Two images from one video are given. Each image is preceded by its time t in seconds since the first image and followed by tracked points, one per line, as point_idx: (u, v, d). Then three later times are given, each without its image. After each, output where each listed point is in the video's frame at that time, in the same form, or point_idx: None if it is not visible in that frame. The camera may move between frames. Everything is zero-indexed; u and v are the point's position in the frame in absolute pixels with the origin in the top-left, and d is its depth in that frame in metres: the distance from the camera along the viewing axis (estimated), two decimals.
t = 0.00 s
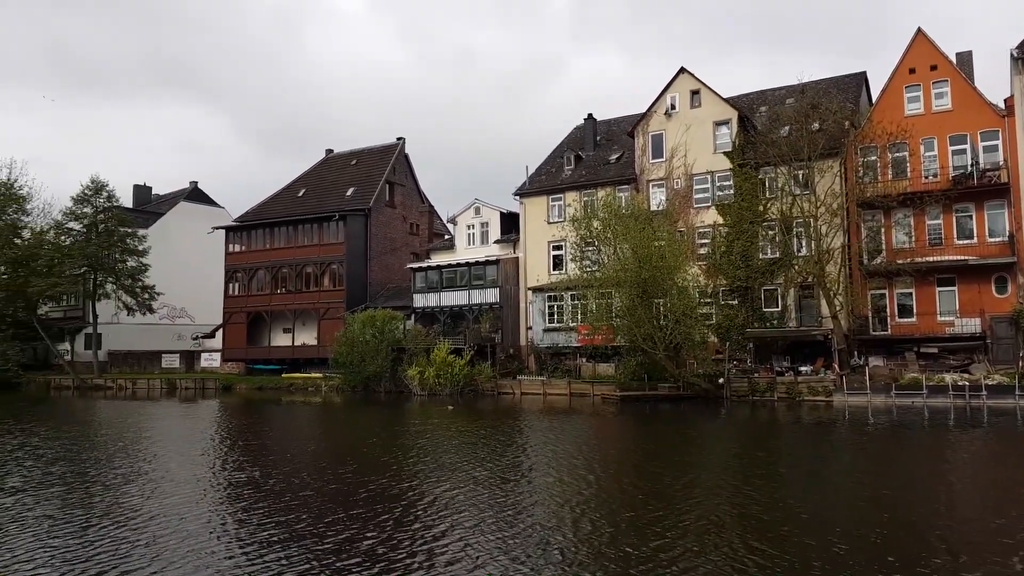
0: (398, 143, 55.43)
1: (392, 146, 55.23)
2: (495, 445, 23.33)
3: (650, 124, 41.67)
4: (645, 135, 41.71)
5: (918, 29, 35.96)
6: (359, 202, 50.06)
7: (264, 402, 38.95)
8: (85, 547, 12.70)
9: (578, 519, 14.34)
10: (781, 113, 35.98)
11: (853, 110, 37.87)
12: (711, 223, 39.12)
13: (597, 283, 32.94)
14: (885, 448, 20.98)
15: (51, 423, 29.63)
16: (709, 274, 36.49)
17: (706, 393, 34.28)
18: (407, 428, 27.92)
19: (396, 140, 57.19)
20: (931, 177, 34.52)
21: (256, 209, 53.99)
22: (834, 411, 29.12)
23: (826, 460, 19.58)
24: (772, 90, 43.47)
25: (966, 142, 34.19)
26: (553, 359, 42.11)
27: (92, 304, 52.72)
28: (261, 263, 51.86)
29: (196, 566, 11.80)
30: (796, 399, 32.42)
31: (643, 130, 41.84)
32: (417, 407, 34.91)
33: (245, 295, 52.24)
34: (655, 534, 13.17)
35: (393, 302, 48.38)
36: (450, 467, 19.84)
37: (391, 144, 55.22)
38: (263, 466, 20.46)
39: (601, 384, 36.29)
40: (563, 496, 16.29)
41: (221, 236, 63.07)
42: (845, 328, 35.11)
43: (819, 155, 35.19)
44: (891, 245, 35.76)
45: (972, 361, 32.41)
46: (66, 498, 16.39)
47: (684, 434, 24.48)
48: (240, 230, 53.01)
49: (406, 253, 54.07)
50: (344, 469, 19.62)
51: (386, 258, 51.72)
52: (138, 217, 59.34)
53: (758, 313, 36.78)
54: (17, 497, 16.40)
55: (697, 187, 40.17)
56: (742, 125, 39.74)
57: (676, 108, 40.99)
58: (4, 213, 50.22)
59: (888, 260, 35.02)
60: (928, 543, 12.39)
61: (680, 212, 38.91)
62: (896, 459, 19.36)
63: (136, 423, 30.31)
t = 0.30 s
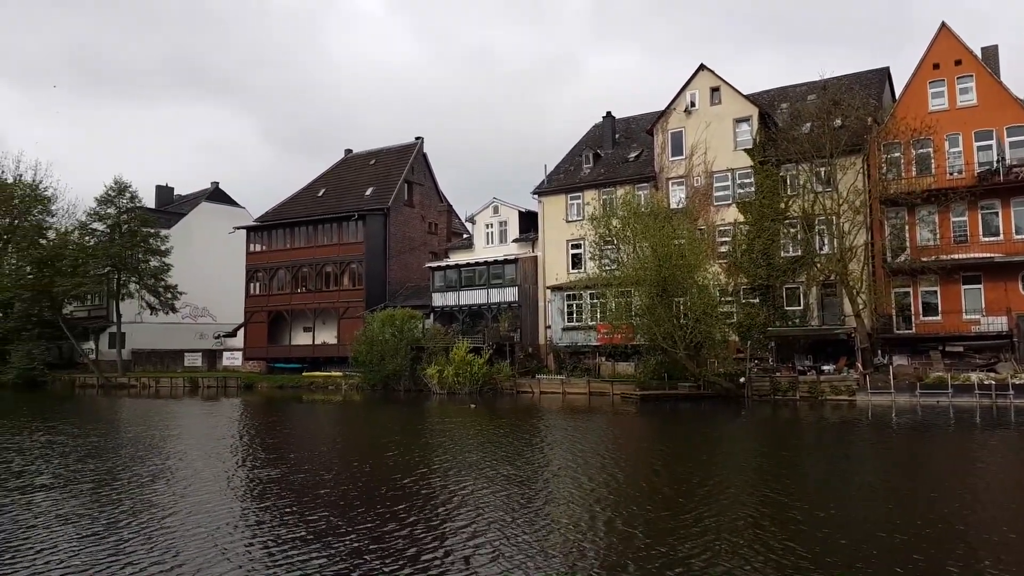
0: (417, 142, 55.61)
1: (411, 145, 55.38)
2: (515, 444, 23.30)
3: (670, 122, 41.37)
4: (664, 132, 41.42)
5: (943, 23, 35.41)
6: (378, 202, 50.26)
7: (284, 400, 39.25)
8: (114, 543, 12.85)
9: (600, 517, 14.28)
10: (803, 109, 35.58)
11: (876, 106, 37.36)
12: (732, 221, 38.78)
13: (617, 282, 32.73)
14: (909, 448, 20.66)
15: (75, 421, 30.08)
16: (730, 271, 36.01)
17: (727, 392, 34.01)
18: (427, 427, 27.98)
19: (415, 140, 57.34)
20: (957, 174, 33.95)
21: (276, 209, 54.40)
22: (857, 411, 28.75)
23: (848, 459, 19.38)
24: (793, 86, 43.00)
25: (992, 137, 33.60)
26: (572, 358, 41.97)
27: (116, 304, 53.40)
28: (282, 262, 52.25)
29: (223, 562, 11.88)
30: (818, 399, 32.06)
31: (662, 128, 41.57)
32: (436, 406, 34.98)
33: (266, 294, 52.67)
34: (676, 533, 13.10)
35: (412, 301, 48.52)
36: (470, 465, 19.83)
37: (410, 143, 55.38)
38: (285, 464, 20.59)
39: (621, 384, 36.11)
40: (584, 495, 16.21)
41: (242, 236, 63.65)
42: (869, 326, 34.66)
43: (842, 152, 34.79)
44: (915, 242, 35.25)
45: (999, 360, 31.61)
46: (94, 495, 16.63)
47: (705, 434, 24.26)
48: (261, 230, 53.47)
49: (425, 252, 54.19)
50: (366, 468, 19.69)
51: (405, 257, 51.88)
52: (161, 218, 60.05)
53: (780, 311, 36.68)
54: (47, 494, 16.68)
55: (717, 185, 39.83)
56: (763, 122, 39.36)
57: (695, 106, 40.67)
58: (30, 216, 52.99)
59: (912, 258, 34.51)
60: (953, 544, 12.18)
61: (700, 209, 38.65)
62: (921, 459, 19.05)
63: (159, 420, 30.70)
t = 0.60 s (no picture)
0: (436, 141, 55.69)
1: (430, 144, 55.49)
2: (535, 442, 23.27)
3: (689, 118, 41.06)
4: (683, 129, 41.12)
5: (967, 15, 34.78)
6: (396, 201, 50.41)
7: (305, 398, 39.54)
8: (140, 541, 13.00)
9: (621, 516, 14.21)
10: (824, 104, 35.15)
11: (899, 99, 36.81)
12: (753, 217, 38.40)
13: (636, 279, 32.48)
14: (934, 446, 20.33)
15: (100, 420, 30.51)
16: (749, 267, 34.84)
17: (748, 390, 33.69)
18: (447, 424, 27.98)
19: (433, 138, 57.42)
20: (982, 168, 33.37)
21: (296, 209, 54.75)
22: (880, 408, 28.40)
23: (870, 458, 19.11)
24: (815, 80, 42.47)
25: (1018, 131, 32.97)
26: (591, 356, 41.83)
27: (139, 303, 54.05)
28: (302, 261, 52.63)
29: (247, 559, 11.97)
30: (840, 396, 31.70)
31: (681, 124, 41.27)
32: (455, 404, 35.03)
33: (286, 293, 53.07)
34: (698, 531, 13.01)
35: (431, 299, 48.61)
36: (489, 463, 19.83)
37: (428, 142, 55.47)
38: (306, 462, 20.73)
39: (641, 381, 35.93)
40: (604, 493, 16.14)
41: (262, 235, 64.15)
42: (892, 323, 34.19)
43: (864, 146, 34.37)
44: (939, 237, 34.67)
45: None
46: (120, 493, 16.84)
47: (727, 431, 24.06)
48: (281, 229, 53.88)
49: (444, 250, 54.28)
50: (386, 465, 19.74)
51: (424, 255, 52.00)
52: (183, 218, 60.70)
53: (801, 308, 36.17)
54: (74, 492, 16.94)
55: (737, 181, 39.45)
56: (783, 117, 38.95)
57: (715, 101, 40.31)
58: (56, 218, 54.71)
59: (936, 254, 33.99)
60: (975, 543, 12.00)
61: (720, 206, 38.31)
62: (945, 457, 18.74)
63: (182, 418, 31.05)
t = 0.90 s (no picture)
0: (454, 139, 55.71)
1: (448, 143, 55.48)
2: (553, 441, 23.17)
3: (709, 116, 40.71)
4: (703, 127, 40.80)
5: (992, 10, 34.16)
6: (415, 200, 50.50)
7: (324, 396, 39.74)
8: (164, 537, 13.06)
9: (638, 516, 14.08)
10: (846, 101, 34.68)
11: (923, 97, 36.25)
12: (773, 216, 37.99)
13: (654, 278, 32.23)
14: (957, 448, 20.00)
15: (121, 417, 30.80)
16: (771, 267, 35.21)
17: (768, 390, 33.38)
18: (465, 423, 27.96)
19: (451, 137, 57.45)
20: (1007, 166, 32.77)
21: (315, 208, 55.02)
22: (903, 409, 28.03)
23: (892, 459, 18.83)
24: (836, 78, 41.94)
25: None
26: (609, 355, 41.64)
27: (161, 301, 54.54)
28: (321, 259, 52.88)
29: (269, 556, 11.98)
30: (862, 397, 31.31)
31: (701, 122, 40.93)
32: (473, 402, 35.01)
33: (305, 291, 53.38)
34: (713, 533, 12.87)
35: (449, 298, 48.64)
36: (508, 462, 19.75)
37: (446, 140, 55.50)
38: (326, 460, 20.78)
39: (659, 380, 35.71)
40: (622, 493, 16.03)
41: (282, 234, 64.56)
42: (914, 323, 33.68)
43: (886, 145, 33.87)
44: (963, 236, 34.12)
45: None
46: (143, 489, 16.95)
47: (748, 432, 23.84)
48: (300, 228, 54.19)
49: (462, 249, 54.31)
50: (405, 464, 19.73)
51: (441, 253, 52.06)
52: (203, 217, 61.24)
53: (823, 308, 35.70)
54: (97, 488, 17.07)
55: (758, 179, 39.05)
56: (804, 115, 38.48)
57: (735, 99, 39.93)
58: (79, 216, 55.33)
59: (960, 253, 33.44)
60: (1000, 547, 11.78)
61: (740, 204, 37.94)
62: (969, 459, 18.42)
63: (202, 416, 31.29)
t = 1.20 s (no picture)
0: (471, 139, 55.74)
1: (464, 143, 55.53)
2: (573, 440, 23.09)
3: (727, 112, 40.38)
4: (721, 123, 40.46)
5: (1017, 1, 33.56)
6: (432, 200, 50.61)
7: (343, 395, 39.96)
8: (190, 536, 13.18)
9: (660, 516, 13.95)
10: (866, 96, 34.27)
11: (945, 90, 35.72)
12: (794, 212, 37.61)
13: (673, 276, 32.00)
14: (983, 445, 19.70)
15: (145, 417, 31.22)
16: (790, 263, 34.00)
17: (789, 387, 33.08)
18: (484, 423, 27.94)
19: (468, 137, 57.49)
20: None
21: (333, 209, 55.32)
22: (927, 406, 27.66)
23: (915, 457, 18.61)
24: (857, 72, 41.44)
25: None
26: (628, 354, 41.44)
27: (182, 303, 55.10)
28: (340, 260, 53.16)
29: (292, 555, 12.04)
30: (885, 393, 30.95)
31: (719, 119, 40.62)
32: (492, 402, 35.01)
33: (324, 292, 53.71)
34: (735, 532, 12.71)
35: (467, 297, 48.69)
36: (528, 462, 19.70)
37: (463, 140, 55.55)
38: (347, 459, 20.86)
39: (679, 379, 35.48)
40: (644, 492, 15.89)
41: (301, 235, 65.00)
42: (938, 319, 33.20)
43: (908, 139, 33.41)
44: (988, 231, 33.61)
45: None
46: (168, 489, 17.12)
47: (769, 430, 23.63)
48: (319, 229, 54.52)
49: (479, 248, 54.36)
50: (426, 463, 19.76)
51: (459, 253, 52.14)
52: (223, 219, 61.81)
53: (844, 304, 35.31)
54: (123, 489, 17.26)
55: (777, 175, 38.68)
56: (824, 110, 38.07)
57: (754, 95, 39.59)
58: (101, 220, 56.04)
59: (984, 248, 32.92)
60: None
61: (760, 201, 37.61)
62: (994, 456, 18.15)
63: (223, 416, 31.57)
